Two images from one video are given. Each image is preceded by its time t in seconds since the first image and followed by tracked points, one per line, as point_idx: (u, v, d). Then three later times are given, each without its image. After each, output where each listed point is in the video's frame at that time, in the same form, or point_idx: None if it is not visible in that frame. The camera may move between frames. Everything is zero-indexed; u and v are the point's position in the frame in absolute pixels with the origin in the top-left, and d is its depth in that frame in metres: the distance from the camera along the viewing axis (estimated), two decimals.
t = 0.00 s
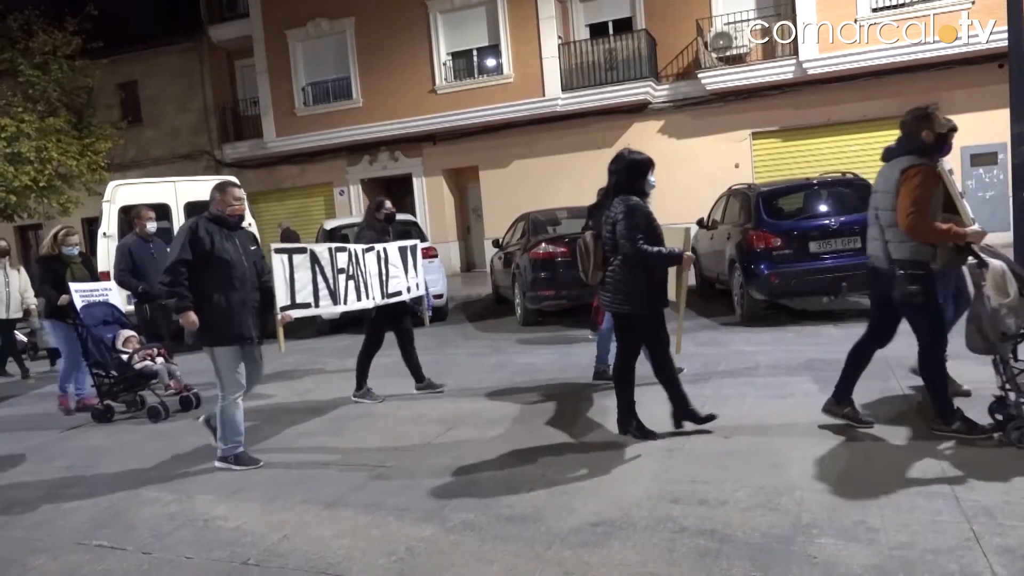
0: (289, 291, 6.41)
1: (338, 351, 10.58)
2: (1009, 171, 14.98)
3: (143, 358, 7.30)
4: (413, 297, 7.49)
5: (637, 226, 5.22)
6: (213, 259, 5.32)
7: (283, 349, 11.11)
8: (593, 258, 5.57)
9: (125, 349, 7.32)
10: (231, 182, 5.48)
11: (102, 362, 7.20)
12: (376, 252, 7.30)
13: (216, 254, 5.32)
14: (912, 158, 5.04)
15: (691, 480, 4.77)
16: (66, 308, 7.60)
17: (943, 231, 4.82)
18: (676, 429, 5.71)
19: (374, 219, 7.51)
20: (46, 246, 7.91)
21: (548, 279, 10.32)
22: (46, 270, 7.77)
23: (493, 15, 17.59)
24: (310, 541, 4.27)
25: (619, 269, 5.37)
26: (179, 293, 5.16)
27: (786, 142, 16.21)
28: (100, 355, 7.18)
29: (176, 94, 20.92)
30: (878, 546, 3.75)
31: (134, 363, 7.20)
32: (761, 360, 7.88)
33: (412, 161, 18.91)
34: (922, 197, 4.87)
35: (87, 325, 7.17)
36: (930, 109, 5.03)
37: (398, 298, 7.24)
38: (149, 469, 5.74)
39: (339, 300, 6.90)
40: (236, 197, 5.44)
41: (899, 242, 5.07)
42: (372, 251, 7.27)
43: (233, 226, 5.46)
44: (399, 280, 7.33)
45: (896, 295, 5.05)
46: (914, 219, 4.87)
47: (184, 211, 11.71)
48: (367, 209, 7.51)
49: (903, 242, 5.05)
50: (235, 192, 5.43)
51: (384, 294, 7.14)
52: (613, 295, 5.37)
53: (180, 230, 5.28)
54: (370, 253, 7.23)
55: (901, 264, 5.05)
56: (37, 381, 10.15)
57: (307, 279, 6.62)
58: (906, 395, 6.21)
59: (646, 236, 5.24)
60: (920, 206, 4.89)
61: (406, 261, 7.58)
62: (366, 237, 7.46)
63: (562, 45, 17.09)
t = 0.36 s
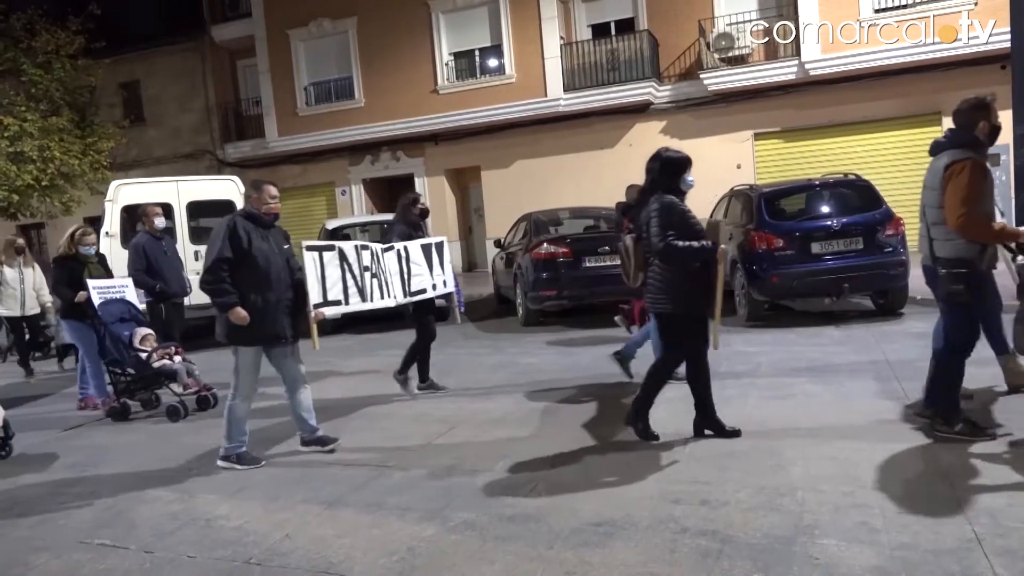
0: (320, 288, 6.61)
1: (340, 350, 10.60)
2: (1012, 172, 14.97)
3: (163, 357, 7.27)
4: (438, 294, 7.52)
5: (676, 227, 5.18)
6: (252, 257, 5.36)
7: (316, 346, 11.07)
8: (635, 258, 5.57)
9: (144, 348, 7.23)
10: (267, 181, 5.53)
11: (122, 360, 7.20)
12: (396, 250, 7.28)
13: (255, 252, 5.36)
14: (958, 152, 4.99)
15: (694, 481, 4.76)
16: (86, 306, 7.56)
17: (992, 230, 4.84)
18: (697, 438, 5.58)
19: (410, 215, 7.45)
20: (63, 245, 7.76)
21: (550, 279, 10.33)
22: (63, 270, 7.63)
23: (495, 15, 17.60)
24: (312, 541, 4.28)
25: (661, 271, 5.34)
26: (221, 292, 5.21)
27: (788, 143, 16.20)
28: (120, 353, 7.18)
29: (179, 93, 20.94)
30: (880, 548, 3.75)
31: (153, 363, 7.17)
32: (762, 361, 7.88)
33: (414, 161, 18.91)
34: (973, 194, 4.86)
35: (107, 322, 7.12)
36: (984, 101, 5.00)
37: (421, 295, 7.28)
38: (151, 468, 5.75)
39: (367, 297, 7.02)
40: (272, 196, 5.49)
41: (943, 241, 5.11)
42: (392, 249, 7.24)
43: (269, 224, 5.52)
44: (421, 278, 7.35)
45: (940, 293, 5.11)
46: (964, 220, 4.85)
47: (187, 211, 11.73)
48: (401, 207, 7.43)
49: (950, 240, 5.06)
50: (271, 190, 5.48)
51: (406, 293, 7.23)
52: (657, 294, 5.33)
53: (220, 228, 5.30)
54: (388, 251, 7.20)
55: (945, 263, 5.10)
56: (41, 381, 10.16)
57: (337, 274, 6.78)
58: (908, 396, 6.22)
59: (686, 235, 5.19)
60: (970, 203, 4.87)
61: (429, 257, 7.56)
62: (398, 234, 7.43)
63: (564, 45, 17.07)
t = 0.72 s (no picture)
0: (357, 282, 6.50)
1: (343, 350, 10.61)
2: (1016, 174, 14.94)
3: (188, 356, 7.22)
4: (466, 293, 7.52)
5: (709, 223, 5.13)
6: (287, 251, 5.34)
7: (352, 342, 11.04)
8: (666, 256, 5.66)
9: (168, 346, 7.21)
10: (303, 178, 5.52)
11: (147, 358, 7.23)
12: (424, 250, 7.17)
13: (290, 247, 5.34)
14: (1003, 152, 4.85)
15: (697, 483, 4.75)
16: (110, 304, 7.34)
17: None
18: (697, 438, 5.54)
19: (440, 215, 7.45)
20: (79, 242, 7.44)
21: (553, 280, 10.33)
22: (80, 268, 7.35)
23: (499, 16, 17.60)
24: (315, 540, 4.28)
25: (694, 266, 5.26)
26: (257, 286, 5.22)
27: (791, 144, 16.20)
28: (145, 351, 7.21)
29: (182, 93, 20.98)
30: (883, 550, 3.75)
31: (178, 361, 7.13)
32: (765, 363, 7.87)
33: (417, 161, 18.92)
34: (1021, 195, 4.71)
35: (132, 320, 7.15)
36: None
37: (449, 295, 7.22)
38: (154, 467, 5.76)
39: (403, 293, 6.93)
40: (308, 192, 5.48)
41: (985, 241, 4.94)
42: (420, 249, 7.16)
43: (304, 219, 5.50)
44: (450, 277, 7.28)
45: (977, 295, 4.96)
46: (1015, 221, 4.71)
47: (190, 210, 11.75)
48: (432, 206, 7.42)
49: (991, 240, 4.91)
50: (306, 186, 5.46)
51: (435, 292, 7.11)
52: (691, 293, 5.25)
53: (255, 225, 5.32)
54: (418, 250, 7.13)
55: (984, 264, 4.94)
56: (44, 380, 10.18)
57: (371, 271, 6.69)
58: (911, 397, 6.21)
59: (721, 230, 5.13)
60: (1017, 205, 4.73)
61: (458, 257, 7.51)
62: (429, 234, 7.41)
63: (568, 46, 17.07)
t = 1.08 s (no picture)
0: (383, 283, 6.53)
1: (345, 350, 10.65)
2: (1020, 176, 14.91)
3: (214, 355, 7.10)
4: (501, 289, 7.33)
5: (759, 224, 4.93)
6: (316, 251, 5.31)
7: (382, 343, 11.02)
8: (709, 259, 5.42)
9: (194, 344, 7.11)
10: (329, 177, 5.52)
11: (172, 356, 7.13)
12: (454, 246, 7.23)
13: (319, 246, 5.32)
14: None
15: (701, 485, 4.74)
16: (134, 302, 7.36)
17: None
18: (698, 439, 5.55)
19: (466, 212, 7.53)
20: (98, 240, 7.42)
21: (555, 281, 10.33)
22: (101, 265, 7.35)
23: (503, 17, 17.61)
24: (318, 540, 4.29)
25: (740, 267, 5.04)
26: (285, 287, 5.17)
27: (795, 146, 16.19)
28: (172, 349, 7.08)
29: (187, 93, 21.02)
30: (887, 553, 3.74)
31: (204, 360, 7.02)
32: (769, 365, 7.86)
33: (420, 161, 18.92)
34: None
35: (157, 318, 7.07)
36: None
37: (481, 291, 7.14)
38: (156, 468, 5.76)
39: (428, 292, 6.93)
40: (334, 191, 5.48)
41: None
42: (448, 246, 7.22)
43: (332, 219, 5.50)
44: (482, 272, 7.16)
45: None
46: None
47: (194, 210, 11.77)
48: (458, 202, 7.53)
49: None
50: (333, 185, 5.46)
51: (466, 287, 7.10)
52: (736, 297, 5.02)
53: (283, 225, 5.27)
54: (446, 247, 7.20)
55: None
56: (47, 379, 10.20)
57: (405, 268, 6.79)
58: (915, 400, 6.20)
59: (771, 230, 4.94)
60: None
61: (491, 251, 7.33)
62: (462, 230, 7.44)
63: (571, 47, 17.09)
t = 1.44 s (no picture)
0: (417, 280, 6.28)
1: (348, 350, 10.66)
2: None
3: (244, 354, 7.11)
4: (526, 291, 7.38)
5: (809, 217, 4.81)
6: (346, 250, 5.07)
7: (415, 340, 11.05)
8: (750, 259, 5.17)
9: (223, 344, 7.09)
10: (354, 171, 5.26)
11: (201, 356, 7.11)
12: (485, 245, 7.17)
13: (348, 245, 5.07)
14: None
15: (706, 485, 4.73)
16: (165, 299, 7.31)
17: None
18: (699, 440, 5.54)
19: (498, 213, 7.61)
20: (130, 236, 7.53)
21: (559, 281, 10.30)
22: (132, 261, 7.37)
23: (506, 17, 17.61)
24: (321, 540, 4.29)
25: (786, 260, 4.88)
26: (314, 291, 4.95)
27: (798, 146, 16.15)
28: (202, 348, 7.08)
29: (190, 93, 21.05)
30: (891, 554, 3.73)
31: (234, 359, 7.01)
32: (772, 365, 7.84)
33: (423, 161, 18.93)
34: None
35: (187, 318, 7.09)
36: None
37: (509, 291, 7.17)
38: (159, 467, 5.76)
39: (457, 291, 6.69)
40: (361, 184, 5.23)
41: None
42: (479, 244, 7.10)
43: (359, 215, 5.22)
44: (510, 272, 7.21)
45: None
46: None
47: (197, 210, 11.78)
48: (490, 203, 7.63)
49: None
50: (359, 179, 5.21)
51: (495, 287, 7.08)
52: (783, 294, 4.89)
53: (309, 224, 5.02)
54: (478, 245, 7.09)
55: None
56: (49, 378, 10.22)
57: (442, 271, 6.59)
58: (919, 402, 6.18)
59: (820, 224, 4.83)
60: None
61: (518, 251, 7.42)
62: (490, 229, 7.50)
63: (575, 47, 17.09)
